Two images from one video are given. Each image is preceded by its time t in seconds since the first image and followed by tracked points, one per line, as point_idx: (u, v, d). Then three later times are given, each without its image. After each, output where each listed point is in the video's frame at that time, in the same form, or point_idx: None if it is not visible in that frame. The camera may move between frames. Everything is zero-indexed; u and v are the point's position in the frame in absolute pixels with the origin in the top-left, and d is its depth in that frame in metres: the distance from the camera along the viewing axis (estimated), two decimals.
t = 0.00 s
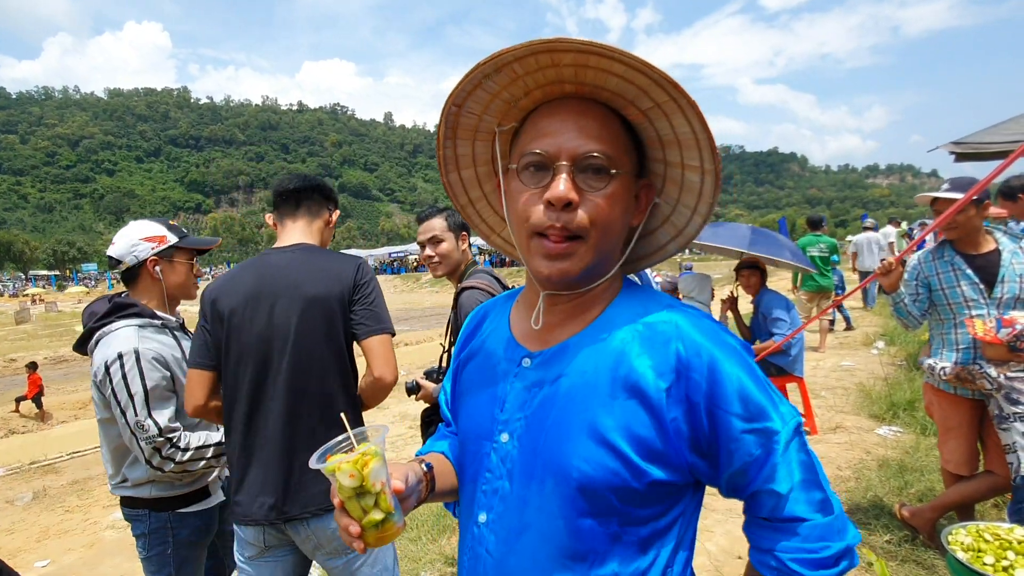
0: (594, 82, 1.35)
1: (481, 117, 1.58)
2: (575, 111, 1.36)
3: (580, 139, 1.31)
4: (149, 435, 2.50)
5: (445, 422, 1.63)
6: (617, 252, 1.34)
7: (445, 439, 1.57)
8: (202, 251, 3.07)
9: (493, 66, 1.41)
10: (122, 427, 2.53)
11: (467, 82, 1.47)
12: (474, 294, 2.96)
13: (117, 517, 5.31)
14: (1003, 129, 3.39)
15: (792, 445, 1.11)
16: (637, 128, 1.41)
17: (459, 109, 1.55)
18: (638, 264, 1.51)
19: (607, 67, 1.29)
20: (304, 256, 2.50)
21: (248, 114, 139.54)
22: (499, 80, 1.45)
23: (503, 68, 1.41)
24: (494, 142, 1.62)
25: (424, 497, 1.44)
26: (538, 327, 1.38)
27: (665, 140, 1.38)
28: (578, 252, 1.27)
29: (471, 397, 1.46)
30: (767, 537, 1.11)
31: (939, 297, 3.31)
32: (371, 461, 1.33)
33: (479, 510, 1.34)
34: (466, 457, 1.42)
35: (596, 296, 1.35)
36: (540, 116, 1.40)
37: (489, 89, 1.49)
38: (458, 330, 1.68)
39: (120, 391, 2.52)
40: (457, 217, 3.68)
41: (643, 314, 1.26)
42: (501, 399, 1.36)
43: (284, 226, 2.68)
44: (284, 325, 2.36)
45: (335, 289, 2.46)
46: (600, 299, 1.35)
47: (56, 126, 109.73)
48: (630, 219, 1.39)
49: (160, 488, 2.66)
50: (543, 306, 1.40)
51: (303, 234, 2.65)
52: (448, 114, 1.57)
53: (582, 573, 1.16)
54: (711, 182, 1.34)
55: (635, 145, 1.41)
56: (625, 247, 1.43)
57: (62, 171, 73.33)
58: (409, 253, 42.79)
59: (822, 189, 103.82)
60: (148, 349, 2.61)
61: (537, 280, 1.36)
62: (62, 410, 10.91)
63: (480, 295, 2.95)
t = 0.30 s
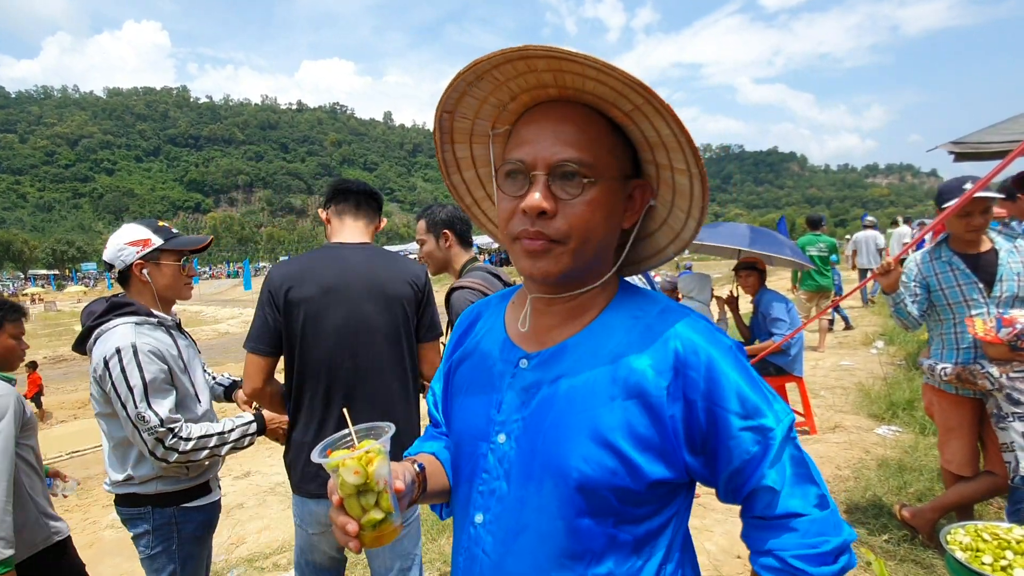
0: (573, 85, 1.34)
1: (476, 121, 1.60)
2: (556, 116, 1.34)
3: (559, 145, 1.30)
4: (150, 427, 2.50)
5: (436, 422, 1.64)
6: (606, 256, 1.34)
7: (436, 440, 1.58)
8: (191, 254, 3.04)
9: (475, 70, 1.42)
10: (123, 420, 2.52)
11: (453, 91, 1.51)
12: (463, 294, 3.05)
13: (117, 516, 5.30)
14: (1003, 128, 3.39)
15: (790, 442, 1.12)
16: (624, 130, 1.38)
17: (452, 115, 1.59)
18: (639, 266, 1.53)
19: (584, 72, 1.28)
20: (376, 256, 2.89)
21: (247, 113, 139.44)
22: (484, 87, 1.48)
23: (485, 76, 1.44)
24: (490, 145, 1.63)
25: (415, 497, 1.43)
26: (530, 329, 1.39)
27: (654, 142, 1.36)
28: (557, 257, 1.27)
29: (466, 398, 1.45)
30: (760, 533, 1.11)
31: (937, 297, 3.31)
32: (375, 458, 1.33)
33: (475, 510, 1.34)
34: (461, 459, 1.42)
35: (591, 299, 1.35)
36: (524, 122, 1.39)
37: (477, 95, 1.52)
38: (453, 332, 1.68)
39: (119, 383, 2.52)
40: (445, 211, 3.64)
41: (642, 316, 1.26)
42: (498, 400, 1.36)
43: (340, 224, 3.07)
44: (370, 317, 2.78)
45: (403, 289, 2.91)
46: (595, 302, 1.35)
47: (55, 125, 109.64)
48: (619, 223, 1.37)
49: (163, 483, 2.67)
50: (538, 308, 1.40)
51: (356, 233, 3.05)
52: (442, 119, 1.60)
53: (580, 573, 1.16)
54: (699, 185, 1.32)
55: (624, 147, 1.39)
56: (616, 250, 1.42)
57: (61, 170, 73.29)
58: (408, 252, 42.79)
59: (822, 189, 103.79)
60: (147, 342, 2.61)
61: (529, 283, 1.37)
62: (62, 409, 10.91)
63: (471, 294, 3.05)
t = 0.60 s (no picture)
0: (542, 80, 1.34)
1: (466, 127, 1.63)
2: (527, 112, 1.35)
3: (531, 140, 1.31)
4: (134, 413, 2.48)
5: (436, 419, 1.65)
6: (588, 248, 1.33)
7: (435, 436, 1.59)
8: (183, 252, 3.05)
9: (450, 74, 1.45)
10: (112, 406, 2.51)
11: (437, 99, 1.56)
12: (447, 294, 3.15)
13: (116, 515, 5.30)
14: (1003, 128, 3.39)
15: (789, 430, 1.11)
16: (600, 120, 1.35)
17: (443, 122, 1.64)
18: (636, 262, 1.51)
19: (545, 65, 1.28)
20: (381, 257, 3.04)
21: (246, 112, 139.26)
22: (464, 93, 1.53)
23: (462, 82, 1.49)
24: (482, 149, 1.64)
25: (414, 494, 1.43)
26: (518, 326, 1.40)
27: (629, 130, 1.33)
28: (531, 251, 1.28)
29: (460, 396, 1.46)
30: (775, 517, 1.11)
31: (937, 296, 3.31)
32: (370, 456, 1.33)
33: (468, 507, 1.34)
34: (456, 457, 1.42)
35: (577, 296, 1.35)
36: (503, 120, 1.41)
37: (462, 100, 1.56)
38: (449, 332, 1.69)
39: (110, 369, 2.51)
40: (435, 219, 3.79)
41: (632, 310, 1.25)
42: (490, 396, 1.36)
43: (337, 231, 3.12)
44: (384, 309, 2.93)
45: (412, 286, 3.09)
46: (583, 297, 1.35)
47: (54, 124, 109.62)
48: (599, 214, 1.36)
49: (159, 476, 2.65)
50: (528, 307, 1.41)
51: (358, 238, 3.12)
52: (433, 128, 1.65)
53: (570, 568, 1.16)
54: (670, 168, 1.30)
55: (601, 138, 1.36)
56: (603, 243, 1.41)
57: (61, 170, 73.23)
58: (408, 252, 42.79)
59: (821, 188, 103.78)
60: (139, 332, 2.61)
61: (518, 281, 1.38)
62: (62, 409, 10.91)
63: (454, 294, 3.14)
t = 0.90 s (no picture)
0: (570, 76, 1.34)
1: (469, 121, 1.58)
2: (553, 107, 1.36)
3: (559, 134, 1.30)
4: (148, 404, 2.51)
5: (439, 414, 1.64)
6: (607, 242, 1.34)
7: (439, 431, 1.58)
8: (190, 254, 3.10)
9: (471, 68, 1.41)
10: (120, 399, 2.52)
11: (449, 90, 1.49)
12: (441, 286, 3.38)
13: (117, 515, 5.30)
14: (1005, 126, 3.39)
15: (795, 421, 1.11)
16: (620, 118, 1.39)
17: (447, 115, 1.57)
18: (637, 255, 1.52)
19: (581, 62, 1.29)
20: (365, 263, 3.08)
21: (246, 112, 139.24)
22: (480, 83, 1.46)
23: (481, 73, 1.43)
24: (485, 146, 1.62)
25: (419, 490, 1.44)
26: (531, 323, 1.39)
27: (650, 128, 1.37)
28: (562, 244, 1.26)
29: (465, 390, 1.46)
30: (778, 509, 1.12)
31: (939, 295, 3.31)
32: (377, 454, 1.33)
33: (475, 500, 1.34)
34: (462, 450, 1.42)
35: (587, 290, 1.35)
36: (523, 115, 1.40)
37: (472, 93, 1.50)
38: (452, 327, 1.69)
39: (118, 364, 2.51)
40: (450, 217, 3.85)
41: (639, 302, 1.25)
42: (498, 389, 1.35)
43: (319, 241, 3.15)
44: (371, 309, 2.96)
45: (395, 286, 3.13)
46: (594, 290, 1.35)
47: (55, 124, 109.60)
48: (617, 210, 1.37)
49: (168, 467, 2.67)
50: (537, 302, 1.41)
51: (340, 246, 3.14)
52: (435, 124, 1.59)
53: (581, 559, 1.16)
54: (698, 165, 1.33)
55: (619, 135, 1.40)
56: (616, 237, 1.42)
57: (61, 169, 73.23)
58: (407, 252, 42.72)
59: (822, 187, 103.68)
60: (143, 327, 2.62)
61: (532, 274, 1.37)
62: (63, 409, 10.91)
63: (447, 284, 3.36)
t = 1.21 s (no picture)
0: (581, 71, 1.33)
1: (473, 112, 1.57)
2: (562, 101, 1.35)
3: (566, 127, 1.30)
4: (170, 394, 2.56)
5: (435, 413, 1.64)
6: (610, 237, 1.34)
7: (435, 430, 1.58)
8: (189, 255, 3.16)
9: (480, 59, 1.40)
10: (140, 391, 2.55)
11: (457, 78, 1.46)
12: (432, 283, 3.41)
13: (118, 513, 5.31)
14: (1005, 125, 3.39)
15: (803, 408, 1.10)
16: (626, 116, 1.40)
17: (452, 104, 1.55)
18: (631, 251, 1.53)
19: (593, 57, 1.29)
20: (357, 261, 3.11)
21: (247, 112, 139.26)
22: (490, 73, 1.44)
23: (492, 63, 1.41)
24: (486, 137, 1.61)
25: (419, 488, 1.43)
26: (533, 315, 1.39)
27: (654, 125, 1.37)
28: (568, 236, 1.26)
29: (465, 385, 1.45)
30: (782, 492, 1.11)
31: (938, 293, 3.31)
32: (385, 446, 1.34)
33: (478, 494, 1.33)
34: (462, 445, 1.42)
35: (589, 283, 1.35)
36: (529, 108, 1.39)
37: (480, 83, 1.48)
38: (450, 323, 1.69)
39: (137, 357, 2.54)
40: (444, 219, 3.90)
41: (641, 296, 1.26)
42: (500, 382, 1.35)
43: (312, 240, 3.14)
44: (365, 305, 2.99)
45: (386, 283, 3.16)
46: (595, 283, 1.35)
47: (56, 123, 109.70)
48: (619, 206, 1.37)
49: (183, 457, 2.69)
50: (539, 295, 1.41)
51: (332, 246, 3.14)
52: (438, 113, 1.57)
53: (587, 548, 1.16)
54: (700, 165, 1.34)
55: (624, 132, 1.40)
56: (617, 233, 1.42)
57: (62, 169, 73.30)
58: (408, 251, 42.71)
59: (822, 187, 103.60)
60: (158, 323, 2.67)
61: (535, 267, 1.36)
62: (63, 408, 10.91)
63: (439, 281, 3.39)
